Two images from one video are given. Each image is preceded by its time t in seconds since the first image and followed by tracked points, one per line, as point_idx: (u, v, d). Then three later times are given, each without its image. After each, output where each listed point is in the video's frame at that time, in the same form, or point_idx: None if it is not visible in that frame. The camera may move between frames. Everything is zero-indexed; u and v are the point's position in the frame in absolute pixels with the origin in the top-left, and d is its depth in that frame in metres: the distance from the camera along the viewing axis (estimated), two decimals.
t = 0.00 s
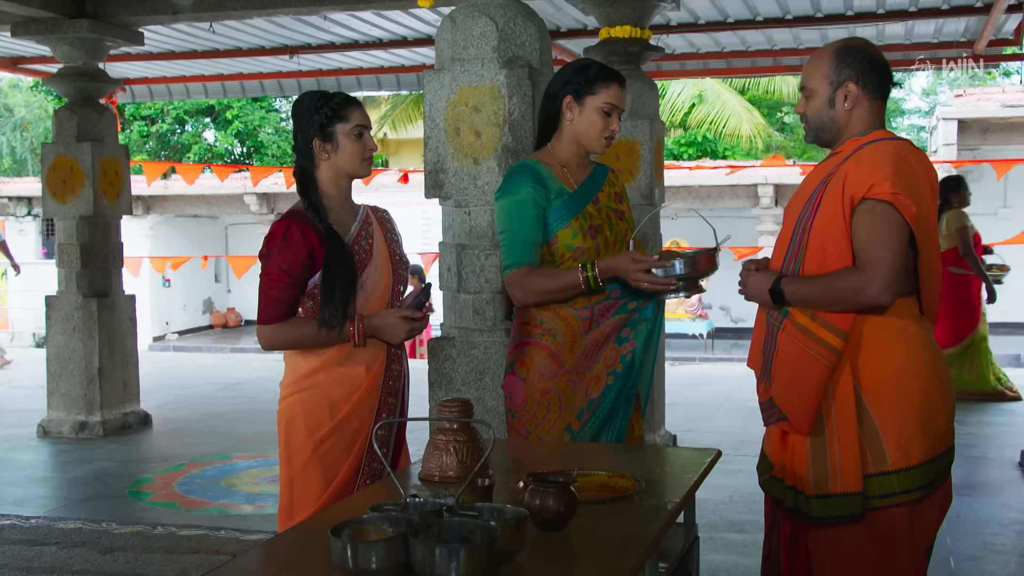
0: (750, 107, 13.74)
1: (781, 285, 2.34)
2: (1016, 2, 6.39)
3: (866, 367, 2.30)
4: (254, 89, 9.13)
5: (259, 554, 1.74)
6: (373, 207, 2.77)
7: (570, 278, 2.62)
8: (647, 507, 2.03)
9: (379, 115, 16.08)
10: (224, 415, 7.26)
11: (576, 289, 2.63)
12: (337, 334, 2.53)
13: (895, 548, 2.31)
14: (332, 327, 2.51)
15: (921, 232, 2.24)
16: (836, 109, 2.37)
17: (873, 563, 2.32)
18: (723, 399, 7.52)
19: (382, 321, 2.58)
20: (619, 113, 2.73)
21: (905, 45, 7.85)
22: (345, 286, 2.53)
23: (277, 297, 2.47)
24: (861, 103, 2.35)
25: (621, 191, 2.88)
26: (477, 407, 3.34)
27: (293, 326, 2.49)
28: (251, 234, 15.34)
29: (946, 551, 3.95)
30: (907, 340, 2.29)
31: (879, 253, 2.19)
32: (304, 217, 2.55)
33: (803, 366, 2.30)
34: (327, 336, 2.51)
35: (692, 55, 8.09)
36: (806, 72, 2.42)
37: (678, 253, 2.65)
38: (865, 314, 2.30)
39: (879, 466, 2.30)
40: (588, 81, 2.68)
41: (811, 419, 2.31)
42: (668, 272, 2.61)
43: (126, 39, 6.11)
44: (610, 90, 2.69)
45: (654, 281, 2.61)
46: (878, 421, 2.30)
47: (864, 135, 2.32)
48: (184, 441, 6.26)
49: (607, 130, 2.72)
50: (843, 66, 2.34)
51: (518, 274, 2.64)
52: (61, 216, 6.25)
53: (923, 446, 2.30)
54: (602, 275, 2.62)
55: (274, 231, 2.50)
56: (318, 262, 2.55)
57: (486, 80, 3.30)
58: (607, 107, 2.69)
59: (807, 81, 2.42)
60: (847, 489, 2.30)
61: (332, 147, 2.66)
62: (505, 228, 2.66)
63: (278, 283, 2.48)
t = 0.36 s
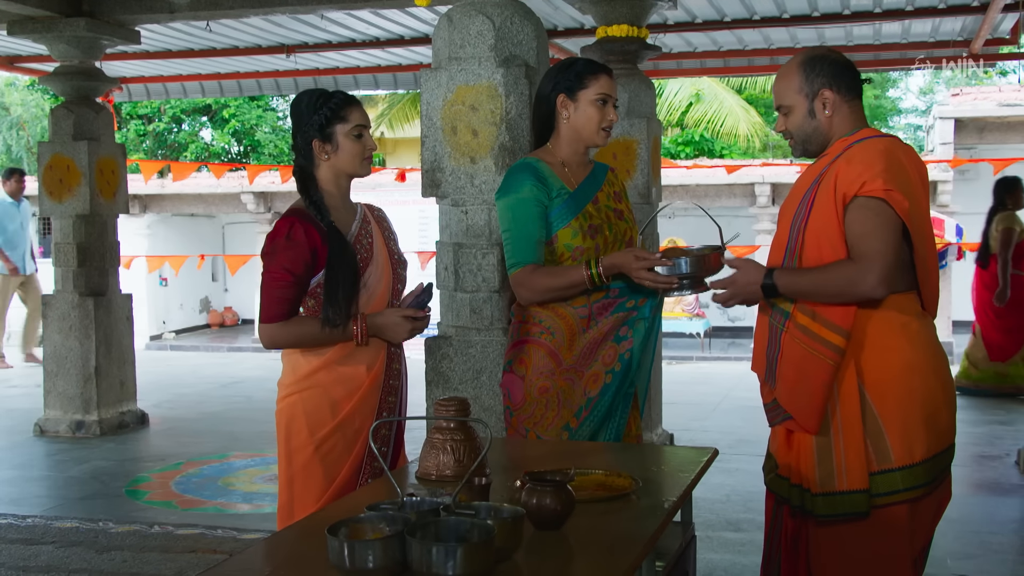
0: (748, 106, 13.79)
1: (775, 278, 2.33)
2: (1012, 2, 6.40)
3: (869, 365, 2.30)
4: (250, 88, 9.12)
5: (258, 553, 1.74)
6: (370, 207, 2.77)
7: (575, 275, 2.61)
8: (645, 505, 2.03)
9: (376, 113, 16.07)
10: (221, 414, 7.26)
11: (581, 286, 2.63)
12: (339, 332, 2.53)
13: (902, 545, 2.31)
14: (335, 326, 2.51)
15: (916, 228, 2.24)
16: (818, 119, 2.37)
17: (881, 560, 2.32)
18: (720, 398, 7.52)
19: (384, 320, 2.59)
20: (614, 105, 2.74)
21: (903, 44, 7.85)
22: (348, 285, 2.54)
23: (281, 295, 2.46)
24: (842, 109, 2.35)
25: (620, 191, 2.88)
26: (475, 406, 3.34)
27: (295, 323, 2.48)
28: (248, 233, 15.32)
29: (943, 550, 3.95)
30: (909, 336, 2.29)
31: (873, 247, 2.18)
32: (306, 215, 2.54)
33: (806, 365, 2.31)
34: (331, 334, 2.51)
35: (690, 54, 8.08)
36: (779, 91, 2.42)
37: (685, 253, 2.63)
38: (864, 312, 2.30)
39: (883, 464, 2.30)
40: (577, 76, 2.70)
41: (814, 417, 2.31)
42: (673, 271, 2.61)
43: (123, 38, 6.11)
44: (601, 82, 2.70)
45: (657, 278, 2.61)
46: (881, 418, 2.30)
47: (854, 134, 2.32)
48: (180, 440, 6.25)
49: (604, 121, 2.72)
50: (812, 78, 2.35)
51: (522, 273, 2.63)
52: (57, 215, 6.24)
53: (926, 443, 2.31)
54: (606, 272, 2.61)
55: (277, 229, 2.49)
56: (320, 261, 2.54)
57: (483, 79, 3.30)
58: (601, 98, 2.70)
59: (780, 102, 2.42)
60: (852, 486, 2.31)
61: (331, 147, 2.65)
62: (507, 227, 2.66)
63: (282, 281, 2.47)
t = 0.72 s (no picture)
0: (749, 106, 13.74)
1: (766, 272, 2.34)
2: (1013, 1, 6.40)
3: (858, 365, 2.30)
4: (251, 87, 9.12)
5: (260, 551, 1.74)
6: (371, 206, 2.77)
7: (575, 275, 2.61)
8: (645, 504, 2.03)
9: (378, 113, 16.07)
10: (223, 413, 7.26)
11: (580, 286, 2.63)
12: (345, 331, 2.53)
13: (893, 547, 2.31)
14: (343, 324, 2.52)
15: (904, 231, 2.23)
16: (823, 114, 2.37)
17: (872, 561, 2.32)
18: (721, 398, 7.52)
19: (393, 319, 2.61)
20: (615, 104, 2.73)
21: (904, 44, 7.86)
22: (357, 283, 2.55)
23: (288, 295, 2.46)
24: (849, 106, 2.35)
25: (622, 191, 2.87)
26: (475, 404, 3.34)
27: (303, 322, 2.48)
28: (249, 232, 15.33)
29: (944, 550, 3.95)
30: (900, 338, 2.28)
31: (838, 251, 2.20)
32: (311, 215, 2.54)
33: (795, 364, 2.31)
34: (339, 333, 2.52)
35: (691, 54, 8.09)
36: (788, 83, 2.42)
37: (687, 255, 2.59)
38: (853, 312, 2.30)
39: (874, 465, 2.30)
40: (578, 76, 2.70)
41: (804, 417, 2.32)
42: (674, 273, 2.56)
43: (125, 37, 6.11)
44: (602, 80, 2.69)
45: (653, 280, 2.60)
46: (873, 419, 2.30)
47: (856, 133, 2.32)
48: (182, 439, 6.25)
49: (605, 121, 2.71)
50: (823, 72, 2.35)
51: (523, 272, 2.63)
52: (59, 214, 6.24)
53: (919, 445, 2.30)
54: (606, 273, 2.61)
55: (285, 228, 2.48)
56: (327, 260, 2.53)
57: (485, 78, 3.30)
58: (602, 97, 2.70)
59: (789, 87, 2.42)
60: (843, 486, 2.31)
61: (333, 147, 2.65)
62: (508, 226, 2.66)
63: (289, 281, 2.46)
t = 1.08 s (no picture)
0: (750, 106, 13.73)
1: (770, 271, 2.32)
2: (1013, 1, 6.40)
3: (856, 368, 2.30)
4: (251, 87, 9.13)
5: (260, 550, 1.74)
6: (372, 207, 2.77)
7: (582, 270, 2.61)
8: (646, 504, 2.03)
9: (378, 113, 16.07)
10: (223, 413, 7.26)
11: (587, 281, 2.62)
12: (348, 331, 2.53)
13: (891, 551, 2.31)
14: (345, 325, 2.52)
15: (902, 234, 2.23)
16: (826, 109, 2.38)
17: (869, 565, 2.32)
18: (721, 398, 7.52)
19: (394, 319, 2.60)
20: (613, 101, 2.73)
21: (904, 44, 7.87)
22: (359, 283, 2.55)
23: (290, 296, 2.46)
24: (853, 106, 2.35)
25: (622, 191, 2.87)
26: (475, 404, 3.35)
27: (306, 322, 2.48)
28: (250, 232, 15.33)
29: (944, 550, 3.95)
30: (898, 341, 2.28)
31: (835, 253, 2.20)
32: (313, 215, 2.54)
33: (793, 367, 2.32)
34: (342, 333, 2.52)
35: (691, 53, 8.10)
36: (807, 66, 2.41)
37: (695, 249, 2.57)
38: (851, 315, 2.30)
39: (874, 469, 2.31)
40: (576, 75, 2.70)
41: (801, 420, 2.32)
42: (683, 266, 2.54)
43: (125, 37, 6.11)
44: (599, 78, 2.70)
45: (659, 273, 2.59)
46: (872, 422, 2.30)
47: (858, 132, 2.32)
48: (182, 439, 6.25)
49: (603, 118, 2.72)
50: (839, 68, 2.34)
51: (528, 271, 2.64)
52: (59, 214, 6.24)
53: (918, 450, 2.30)
54: (613, 268, 2.61)
55: (287, 229, 2.49)
56: (329, 261, 2.53)
57: (485, 78, 3.30)
58: (600, 94, 2.70)
59: (807, 75, 2.42)
60: (839, 491, 2.31)
61: (334, 148, 2.65)
62: (511, 226, 2.66)
63: (291, 281, 2.46)
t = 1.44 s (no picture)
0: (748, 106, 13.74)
1: (768, 265, 2.32)
2: (1011, 1, 6.40)
3: (854, 366, 2.31)
4: (249, 87, 9.13)
5: (259, 550, 1.74)
6: (371, 207, 2.76)
7: (594, 260, 2.60)
8: (644, 504, 2.03)
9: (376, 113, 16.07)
10: (222, 413, 7.26)
11: (600, 271, 2.61)
12: (344, 331, 2.53)
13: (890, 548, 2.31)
14: (341, 325, 2.52)
15: (904, 232, 2.24)
16: (822, 108, 2.38)
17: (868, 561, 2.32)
18: (720, 398, 7.53)
19: (392, 319, 2.60)
20: (613, 100, 2.73)
21: (902, 44, 7.87)
22: (355, 283, 2.55)
23: (284, 296, 2.46)
24: (849, 105, 2.35)
25: (621, 192, 2.88)
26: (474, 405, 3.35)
27: (302, 320, 2.49)
28: (248, 232, 15.33)
29: (944, 550, 3.95)
30: (897, 339, 2.29)
31: (855, 249, 2.19)
32: (308, 215, 2.54)
33: (791, 365, 2.32)
34: (338, 333, 2.52)
35: (689, 53, 8.10)
36: (803, 69, 2.41)
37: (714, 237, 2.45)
38: (850, 313, 2.31)
39: (871, 465, 2.31)
40: (575, 74, 2.70)
41: (799, 418, 2.32)
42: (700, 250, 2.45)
43: (123, 37, 6.11)
44: (599, 77, 2.70)
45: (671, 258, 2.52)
46: (870, 419, 2.31)
47: (856, 132, 2.32)
48: (180, 440, 6.25)
49: (604, 117, 2.72)
50: (836, 67, 2.34)
51: (540, 268, 2.62)
52: (57, 215, 6.24)
53: (916, 445, 2.30)
54: (626, 256, 2.59)
55: (283, 228, 2.49)
56: (326, 261, 2.53)
57: (484, 78, 3.30)
58: (599, 93, 2.70)
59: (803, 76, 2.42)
60: (837, 488, 2.31)
61: (331, 148, 2.65)
62: (518, 223, 2.66)
63: (286, 281, 2.46)
